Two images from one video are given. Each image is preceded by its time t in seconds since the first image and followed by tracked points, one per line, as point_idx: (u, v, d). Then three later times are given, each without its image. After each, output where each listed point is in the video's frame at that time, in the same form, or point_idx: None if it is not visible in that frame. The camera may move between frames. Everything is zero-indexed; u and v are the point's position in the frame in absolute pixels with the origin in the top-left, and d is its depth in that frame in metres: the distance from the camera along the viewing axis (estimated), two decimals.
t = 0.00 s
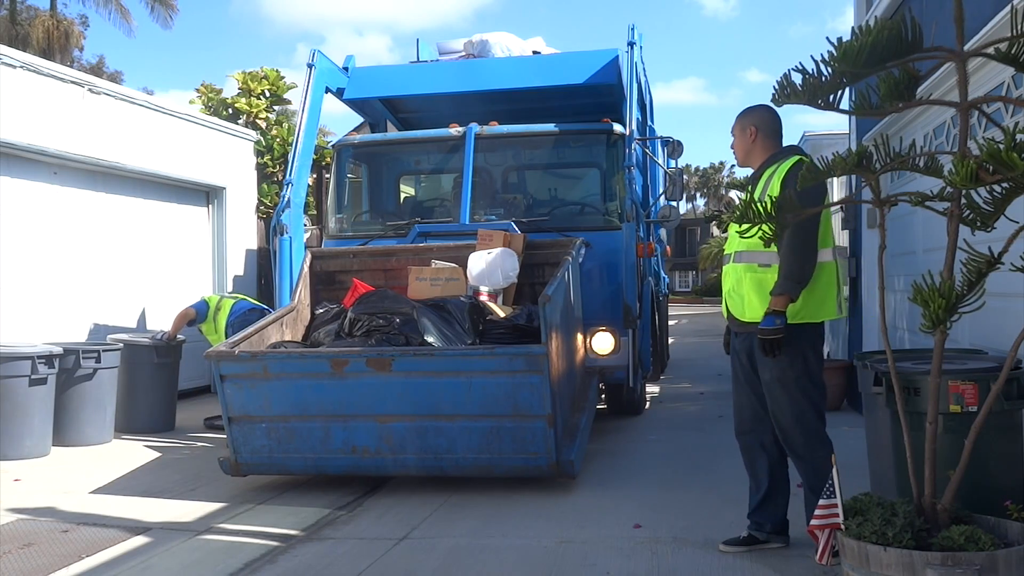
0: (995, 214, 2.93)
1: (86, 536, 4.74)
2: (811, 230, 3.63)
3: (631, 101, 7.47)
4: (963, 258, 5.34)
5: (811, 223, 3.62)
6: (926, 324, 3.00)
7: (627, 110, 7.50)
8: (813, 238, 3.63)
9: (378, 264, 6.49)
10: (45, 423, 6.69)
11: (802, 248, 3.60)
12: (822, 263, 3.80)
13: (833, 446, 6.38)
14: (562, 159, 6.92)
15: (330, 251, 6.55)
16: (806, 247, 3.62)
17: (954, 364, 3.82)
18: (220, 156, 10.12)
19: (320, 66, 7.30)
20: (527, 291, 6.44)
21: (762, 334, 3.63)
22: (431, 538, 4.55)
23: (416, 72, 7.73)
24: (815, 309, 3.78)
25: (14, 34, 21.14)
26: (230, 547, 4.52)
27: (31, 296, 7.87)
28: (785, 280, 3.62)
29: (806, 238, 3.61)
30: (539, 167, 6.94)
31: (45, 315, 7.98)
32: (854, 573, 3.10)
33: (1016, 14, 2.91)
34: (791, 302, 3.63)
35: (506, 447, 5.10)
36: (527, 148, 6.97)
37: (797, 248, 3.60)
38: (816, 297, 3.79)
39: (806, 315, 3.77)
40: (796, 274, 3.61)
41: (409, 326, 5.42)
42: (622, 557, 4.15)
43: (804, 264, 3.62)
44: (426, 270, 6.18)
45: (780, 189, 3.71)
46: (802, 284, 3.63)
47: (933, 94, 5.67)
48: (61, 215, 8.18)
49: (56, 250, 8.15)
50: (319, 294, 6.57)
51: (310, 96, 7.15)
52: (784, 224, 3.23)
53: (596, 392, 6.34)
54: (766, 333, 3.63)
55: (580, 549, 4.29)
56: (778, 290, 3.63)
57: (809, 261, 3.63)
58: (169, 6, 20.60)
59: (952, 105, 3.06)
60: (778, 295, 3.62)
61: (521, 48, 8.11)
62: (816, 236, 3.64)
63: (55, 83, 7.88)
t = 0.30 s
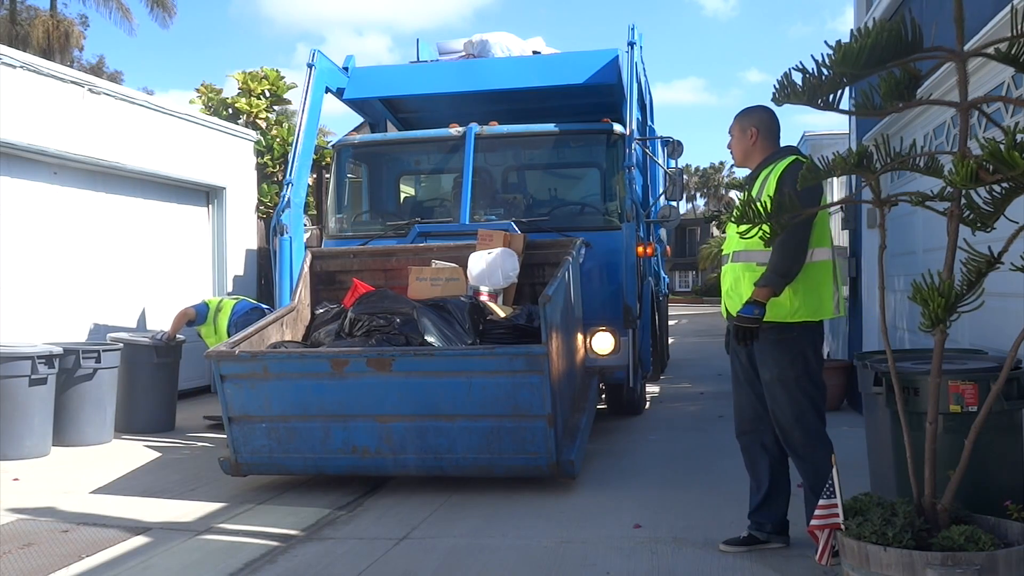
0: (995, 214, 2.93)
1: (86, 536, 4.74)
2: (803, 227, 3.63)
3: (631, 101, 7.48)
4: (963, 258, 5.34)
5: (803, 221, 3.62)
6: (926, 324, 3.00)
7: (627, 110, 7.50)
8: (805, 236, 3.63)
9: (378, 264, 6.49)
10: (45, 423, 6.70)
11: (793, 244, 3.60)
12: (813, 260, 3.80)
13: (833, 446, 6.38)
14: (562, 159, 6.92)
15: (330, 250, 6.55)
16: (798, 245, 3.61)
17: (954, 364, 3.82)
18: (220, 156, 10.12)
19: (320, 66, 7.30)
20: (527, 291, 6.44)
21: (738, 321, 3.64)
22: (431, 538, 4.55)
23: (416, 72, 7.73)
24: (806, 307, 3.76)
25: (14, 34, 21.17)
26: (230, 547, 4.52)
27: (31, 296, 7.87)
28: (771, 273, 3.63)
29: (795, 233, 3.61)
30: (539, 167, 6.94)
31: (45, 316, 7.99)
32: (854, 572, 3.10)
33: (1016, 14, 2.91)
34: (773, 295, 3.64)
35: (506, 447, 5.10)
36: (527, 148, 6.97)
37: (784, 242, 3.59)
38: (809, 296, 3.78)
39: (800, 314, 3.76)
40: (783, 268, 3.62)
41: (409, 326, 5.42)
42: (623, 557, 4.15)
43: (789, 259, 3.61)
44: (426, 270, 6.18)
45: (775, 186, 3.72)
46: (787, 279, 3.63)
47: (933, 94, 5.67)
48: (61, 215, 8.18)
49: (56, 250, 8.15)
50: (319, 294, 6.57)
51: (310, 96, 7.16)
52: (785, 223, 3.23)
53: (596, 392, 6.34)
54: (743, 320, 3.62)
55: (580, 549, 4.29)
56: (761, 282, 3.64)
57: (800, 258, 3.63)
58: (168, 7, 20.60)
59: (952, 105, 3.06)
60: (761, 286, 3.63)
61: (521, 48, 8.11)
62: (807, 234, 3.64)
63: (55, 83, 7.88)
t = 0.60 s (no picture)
0: (995, 214, 2.93)
1: (87, 536, 4.75)
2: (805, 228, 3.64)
3: (631, 101, 7.47)
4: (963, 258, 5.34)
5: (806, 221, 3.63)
6: (926, 325, 3.00)
7: (627, 110, 7.50)
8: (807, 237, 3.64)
9: (377, 264, 6.49)
10: (45, 423, 6.70)
11: (798, 244, 3.61)
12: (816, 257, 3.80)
13: (833, 446, 6.38)
14: (562, 159, 6.93)
15: (330, 251, 6.56)
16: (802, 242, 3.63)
17: (954, 364, 3.82)
18: (220, 155, 10.13)
19: (320, 66, 7.30)
20: (527, 291, 6.44)
21: (757, 325, 3.62)
22: (431, 538, 4.55)
23: (416, 72, 7.73)
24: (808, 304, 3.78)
25: (15, 34, 21.18)
26: (230, 547, 4.52)
27: (31, 296, 7.87)
28: (781, 272, 3.63)
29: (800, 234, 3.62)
30: (539, 167, 6.95)
31: (45, 316, 7.99)
32: (854, 572, 3.11)
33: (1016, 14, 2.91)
34: (786, 294, 3.64)
35: (506, 447, 5.10)
36: (527, 148, 6.97)
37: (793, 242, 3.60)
38: (810, 294, 3.79)
39: (797, 311, 3.76)
40: (792, 266, 3.62)
41: (409, 326, 5.42)
42: (623, 557, 4.15)
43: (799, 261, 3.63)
44: (426, 270, 6.18)
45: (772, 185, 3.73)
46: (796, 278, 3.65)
47: (933, 94, 5.67)
48: (61, 215, 8.18)
49: (56, 250, 8.15)
50: (319, 294, 6.57)
51: (310, 96, 7.16)
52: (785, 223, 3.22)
53: (597, 392, 6.34)
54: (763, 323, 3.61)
55: (580, 549, 4.29)
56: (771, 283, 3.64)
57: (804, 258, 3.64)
58: (168, 7, 20.59)
59: (952, 105, 3.07)
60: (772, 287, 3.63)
61: (521, 48, 8.11)
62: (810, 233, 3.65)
63: (55, 83, 7.88)
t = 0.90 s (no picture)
0: (995, 214, 2.93)
1: (87, 536, 4.74)
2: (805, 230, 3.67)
3: (631, 101, 7.47)
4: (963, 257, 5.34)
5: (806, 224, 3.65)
6: (926, 324, 3.00)
7: (627, 110, 7.50)
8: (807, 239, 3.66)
9: (377, 264, 6.49)
10: (45, 423, 6.69)
11: (802, 247, 3.64)
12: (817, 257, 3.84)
13: (833, 446, 6.38)
14: (562, 159, 6.92)
15: (330, 250, 6.56)
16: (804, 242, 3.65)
17: (954, 364, 3.81)
18: (220, 155, 10.12)
19: (320, 66, 7.30)
20: (526, 291, 6.44)
21: (772, 328, 3.61)
22: (431, 538, 4.55)
23: (416, 73, 7.73)
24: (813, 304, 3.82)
25: (14, 34, 21.18)
26: (230, 547, 4.52)
27: (30, 295, 7.87)
28: (792, 276, 3.64)
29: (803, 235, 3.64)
30: (539, 167, 6.94)
31: (45, 316, 7.99)
32: (854, 572, 3.10)
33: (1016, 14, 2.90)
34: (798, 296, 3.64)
35: (506, 447, 5.10)
36: (527, 148, 6.97)
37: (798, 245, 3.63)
38: (809, 293, 3.85)
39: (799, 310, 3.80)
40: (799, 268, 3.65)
41: (408, 326, 5.42)
42: (623, 557, 4.15)
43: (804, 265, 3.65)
44: (426, 270, 6.17)
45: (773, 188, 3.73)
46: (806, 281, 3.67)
47: (932, 94, 5.67)
48: (61, 215, 8.18)
49: (56, 250, 8.15)
50: (319, 294, 6.58)
51: (310, 96, 7.16)
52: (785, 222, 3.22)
53: (596, 392, 6.34)
54: (778, 326, 3.59)
55: (580, 549, 4.29)
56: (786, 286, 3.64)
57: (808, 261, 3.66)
58: (168, 7, 20.59)
59: (953, 105, 3.06)
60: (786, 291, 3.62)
61: (521, 48, 8.11)
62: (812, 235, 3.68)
63: (55, 83, 7.88)
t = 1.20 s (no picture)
0: (995, 214, 2.93)
1: (87, 536, 4.74)
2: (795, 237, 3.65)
3: (631, 101, 7.47)
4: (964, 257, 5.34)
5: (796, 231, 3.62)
6: (926, 324, 3.00)
7: (628, 110, 7.50)
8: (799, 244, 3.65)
9: (377, 264, 6.49)
10: (45, 423, 6.69)
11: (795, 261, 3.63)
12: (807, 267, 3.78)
13: (833, 446, 6.39)
14: (562, 159, 6.92)
15: (330, 250, 6.56)
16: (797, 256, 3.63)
17: (954, 364, 3.82)
18: (220, 155, 10.13)
19: (320, 66, 7.30)
20: (527, 291, 6.44)
21: (777, 350, 3.55)
22: (431, 538, 4.55)
23: (416, 72, 7.73)
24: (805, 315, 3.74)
25: (15, 34, 21.21)
26: (230, 547, 4.52)
27: (30, 295, 7.87)
28: (788, 292, 3.62)
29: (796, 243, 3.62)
30: (539, 167, 6.94)
31: (45, 316, 7.98)
32: (854, 572, 3.10)
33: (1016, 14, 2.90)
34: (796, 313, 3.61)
35: (506, 446, 5.10)
36: (527, 148, 6.97)
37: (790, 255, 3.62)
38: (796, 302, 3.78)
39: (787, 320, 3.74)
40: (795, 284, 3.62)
41: (409, 326, 5.42)
42: (623, 557, 4.15)
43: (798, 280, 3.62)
44: (426, 270, 6.18)
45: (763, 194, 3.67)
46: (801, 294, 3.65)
47: (933, 94, 5.67)
48: (61, 215, 8.18)
49: (56, 250, 8.15)
50: (319, 294, 6.58)
51: (310, 96, 7.15)
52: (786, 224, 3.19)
53: (597, 392, 6.35)
54: (782, 348, 3.52)
55: (580, 549, 4.29)
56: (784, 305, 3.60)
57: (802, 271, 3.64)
58: (168, 8, 20.59)
59: (952, 105, 3.07)
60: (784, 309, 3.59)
61: (521, 48, 8.11)
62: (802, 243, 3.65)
63: (55, 83, 7.88)
